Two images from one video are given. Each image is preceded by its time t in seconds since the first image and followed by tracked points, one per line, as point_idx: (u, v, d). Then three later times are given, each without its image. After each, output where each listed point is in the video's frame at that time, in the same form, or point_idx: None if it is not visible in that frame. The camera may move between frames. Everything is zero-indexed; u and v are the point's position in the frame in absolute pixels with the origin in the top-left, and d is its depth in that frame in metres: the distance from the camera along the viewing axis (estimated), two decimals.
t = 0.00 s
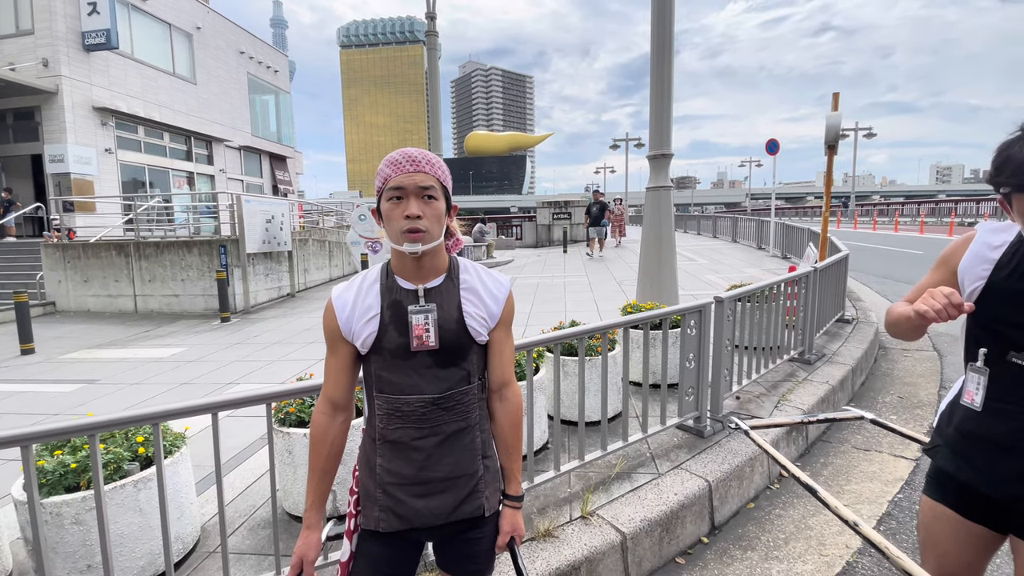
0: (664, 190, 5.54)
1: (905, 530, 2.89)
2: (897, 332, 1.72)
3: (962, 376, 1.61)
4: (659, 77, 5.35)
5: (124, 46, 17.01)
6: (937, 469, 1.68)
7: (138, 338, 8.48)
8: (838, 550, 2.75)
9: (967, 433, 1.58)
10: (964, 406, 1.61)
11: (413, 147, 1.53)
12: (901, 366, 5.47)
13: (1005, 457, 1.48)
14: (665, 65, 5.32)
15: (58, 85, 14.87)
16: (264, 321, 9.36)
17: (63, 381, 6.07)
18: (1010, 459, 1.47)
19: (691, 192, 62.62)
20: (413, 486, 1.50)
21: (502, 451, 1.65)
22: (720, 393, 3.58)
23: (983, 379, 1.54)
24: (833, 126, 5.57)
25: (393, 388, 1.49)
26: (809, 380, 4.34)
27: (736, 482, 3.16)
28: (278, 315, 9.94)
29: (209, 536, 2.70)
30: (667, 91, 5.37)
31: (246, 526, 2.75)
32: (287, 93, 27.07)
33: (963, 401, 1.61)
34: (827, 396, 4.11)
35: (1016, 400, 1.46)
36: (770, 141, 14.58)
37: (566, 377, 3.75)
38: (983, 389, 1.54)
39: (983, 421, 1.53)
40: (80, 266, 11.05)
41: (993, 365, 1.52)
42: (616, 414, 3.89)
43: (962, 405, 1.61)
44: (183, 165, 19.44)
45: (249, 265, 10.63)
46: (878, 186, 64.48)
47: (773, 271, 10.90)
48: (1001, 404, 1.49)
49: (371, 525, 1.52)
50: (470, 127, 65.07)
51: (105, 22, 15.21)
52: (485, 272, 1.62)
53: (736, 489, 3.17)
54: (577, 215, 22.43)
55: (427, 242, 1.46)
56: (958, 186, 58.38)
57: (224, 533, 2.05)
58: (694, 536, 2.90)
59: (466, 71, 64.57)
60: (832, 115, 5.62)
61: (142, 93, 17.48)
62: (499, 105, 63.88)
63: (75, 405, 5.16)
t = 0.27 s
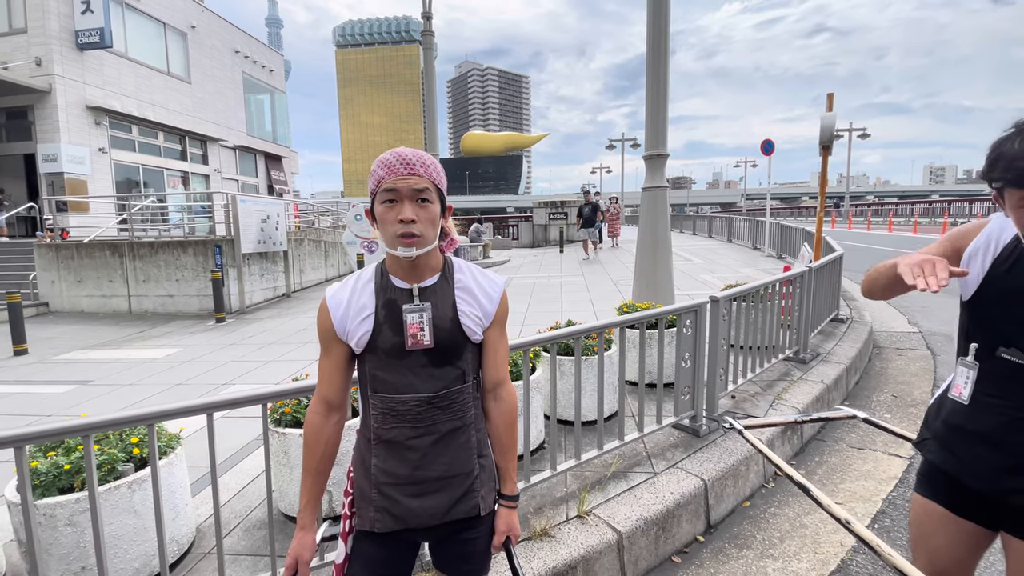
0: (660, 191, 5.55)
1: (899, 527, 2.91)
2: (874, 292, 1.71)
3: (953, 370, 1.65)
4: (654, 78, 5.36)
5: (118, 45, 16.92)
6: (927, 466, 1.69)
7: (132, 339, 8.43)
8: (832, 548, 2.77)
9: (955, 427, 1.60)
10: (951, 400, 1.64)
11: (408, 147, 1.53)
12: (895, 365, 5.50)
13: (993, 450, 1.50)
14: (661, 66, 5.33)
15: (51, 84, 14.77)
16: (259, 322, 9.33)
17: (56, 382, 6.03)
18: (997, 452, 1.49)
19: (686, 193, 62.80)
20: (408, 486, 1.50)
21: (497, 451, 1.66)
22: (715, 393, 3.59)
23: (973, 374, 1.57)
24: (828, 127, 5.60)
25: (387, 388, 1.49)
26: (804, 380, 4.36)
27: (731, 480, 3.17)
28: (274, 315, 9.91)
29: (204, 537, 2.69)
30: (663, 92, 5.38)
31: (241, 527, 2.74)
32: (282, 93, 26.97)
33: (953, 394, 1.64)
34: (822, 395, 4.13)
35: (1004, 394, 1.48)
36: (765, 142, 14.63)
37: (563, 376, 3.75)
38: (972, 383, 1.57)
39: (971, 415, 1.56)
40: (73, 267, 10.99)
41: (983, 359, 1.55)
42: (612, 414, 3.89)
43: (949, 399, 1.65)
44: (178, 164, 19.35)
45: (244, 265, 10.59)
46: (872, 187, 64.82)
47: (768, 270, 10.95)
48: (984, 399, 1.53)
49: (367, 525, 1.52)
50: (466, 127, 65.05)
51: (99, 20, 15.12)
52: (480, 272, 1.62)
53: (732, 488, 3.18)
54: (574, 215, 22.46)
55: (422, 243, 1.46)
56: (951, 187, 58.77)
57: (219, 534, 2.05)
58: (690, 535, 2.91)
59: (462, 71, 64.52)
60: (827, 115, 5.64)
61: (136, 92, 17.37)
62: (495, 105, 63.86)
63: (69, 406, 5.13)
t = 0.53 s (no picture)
0: (657, 191, 5.56)
1: (894, 526, 2.93)
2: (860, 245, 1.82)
3: (938, 363, 1.66)
4: (651, 78, 5.38)
5: (113, 44, 16.84)
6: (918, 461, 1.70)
7: (128, 339, 8.39)
8: (828, 547, 2.78)
9: (939, 421, 1.61)
10: (937, 394, 1.65)
11: (404, 146, 1.53)
12: (890, 364, 5.53)
13: (978, 444, 1.51)
14: (657, 66, 5.34)
15: (45, 83, 14.69)
16: (256, 322, 9.30)
17: (52, 383, 6.00)
18: (982, 444, 1.50)
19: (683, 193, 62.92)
20: (404, 487, 1.50)
21: (494, 451, 1.66)
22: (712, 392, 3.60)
23: (957, 368, 1.58)
24: (823, 127, 5.62)
25: (383, 388, 1.49)
26: (800, 379, 4.37)
27: (728, 480, 3.18)
28: (270, 316, 9.88)
29: (201, 538, 2.69)
30: (659, 92, 5.39)
31: (238, 528, 2.74)
32: (278, 92, 26.90)
33: (936, 388, 1.66)
34: (817, 395, 4.15)
35: (986, 388, 1.49)
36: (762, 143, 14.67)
37: (560, 376, 3.76)
38: (955, 377, 1.58)
39: (955, 409, 1.57)
40: (69, 267, 10.93)
41: (966, 354, 1.56)
42: (610, 414, 3.90)
43: (935, 393, 1.66)
44: (174, 164, 19.28)
45: (240, 265, 10.56)
46: (868, 187, 65.09)
47: (764, 270, 10.99)
48: (968, 392, 1.54)
49: (363, 527, 1.52)
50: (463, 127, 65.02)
51: (94, 19, 15.05)
52: (475, 272, 1.62)
53: (729, 487, 3.19)
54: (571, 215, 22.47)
55: (418, 241, 1.46)
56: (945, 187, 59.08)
57: (215, 536, 2.03)
58: (687, 534, 2.92)
59: (459, 71, 64.48)
60: (822, 116, 5.66)
61: (131, 91, 17.29)
62: (492, 105, 63.83)
63: (64, 407, 5.10)
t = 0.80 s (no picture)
0: (654, 191, 5.56)
1: (890, 524, 2.93)
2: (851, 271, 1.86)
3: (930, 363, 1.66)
4: (648, 78, 5.37)
5: (109, 44, 16.77)
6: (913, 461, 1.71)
7: (123, 340, 8.35)
8: (825, 546, 2.78)
9: (932, 421, 1.61)
10: (929, 394, 1.66)
11: (397, 145, 1.52)
12: (886, 364, 5.55)
13: (972, 443, 1.50)
14: (654, 65, 5.34)
15: (41, 83, 14.62)
16: (253, 322, 9.27)
17: (47, 383, 5.97)
18: (973, 442, 1.50)
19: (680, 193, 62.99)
20: (398, 486, 1.49)
21: (489, 450, 1.66)
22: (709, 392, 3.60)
23: (949, 367, 1.59)
24: (820, 127, 5.62)
25: (377, 386, 1.48)
26: (797, 379, 4.38)
27: (725, 479, 3.18)
28: (267, 316, 9.86)
29: (196, 540, 2.67)
30: (656, 91, 5.39)
31: (234, 528, 2.73)
32: (275, 91, 26.82)
33: (931, 389, 1.66)
34: (814, 394, 4.15)
35: (978, 388, 1.50)
36: (759, 143, 14.68)
37: (558, 376, 3.76)
38: (947, 377, 1.58)
39: (947, 408, 1.57)
40: (64, 267, 10.88)
41: (957, 354, 1.57)
42: (607, 413, 3.89)
43: (928, 393, 1.66)
44: (170, 164, 19.22)
45: (236, 265, 10.52)
46: (864, 187, 65.30)
47: (761, 270, 11.01)
48: (959, 391, 1.54)
49: (356, 525, 1.51)
50: (461, 127, 64.99)
51: (90, 19, 14.98)
52: (470, 270, 1.62)
53: (726, 487, 3.19)
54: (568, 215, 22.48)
55: (412, 239, 1.45)
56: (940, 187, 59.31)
57: (210, 537, 2.02)
58: (684, 534, 2.92)
59: (456, 71, 64.42)
60: (819, 116, 5.67)
61: (127, 90, 17.20)
62: (490, 105, 63.81)
63: (59, 408, 5.07)
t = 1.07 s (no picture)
0: (653, 191, 5.58)
1: (888, 524, 2.94)
2: (862, 307, 1.87)
3: (930, 370, 1.67)
4: (647, 78, 5.38)
5: (107, 43, 16.73)
6: (914, 463, 1.70)
7: (121, 340, 8.33)
8: (824, 546, 2.78)
9: (935, 426, 1.61)
10: (931, 400, 1.66)
11: (397, 144, 1.53)
12: (884, 363, 5.56)
13: (973, 449, 1.51)
14: (653, 66, 5.35)
15: (38, 82, 14.58)
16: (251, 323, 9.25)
17: (44, 384, 5.95)
18: (976, 449, 1.50)
19: (678, 194, 63.03)
20: (393, 485, 1.48)
21: (486, 451, 1.66)
22: (708, 392, 3.61)
23: (948, 373, 1.59)
24: (818, 128, 5.63)
25: (374, 385, 1.48)
26: (796, 378, 4.39)
27: (724, 479, 3.18)
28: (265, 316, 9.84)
29: (194, 541, 2.66)
30: (655, 92, 5.39)
31: (232, 530, 2.72)
32: (273, 91, 26.78)
33: (931, 395, 1.66)
34: (813, 394, 4.16)
35: (978, 393, 1.50)
36: (757, 143, 14.68)
37: (557, 377, 3.76)
38: (947, 383, 1.59)
39: (948, 414, 1.58)
40: (61, 267, 10.85)
41: (957, 360, 1.57)
42: (606, 414, 3.89)
43: (929, 398, 1.66)
44: (167, 164, 19.18)
45: (234, 265, 10.50)
46: (861, 188, 65.43)
47: (759, 270, 11.03)
48: (959, 397, 1.55)
49: (350, 524, 1.50)
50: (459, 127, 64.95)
51: (87, 18, 14.95)
52: (467, 271, 1.63)
53: (725, 487, 3.19)
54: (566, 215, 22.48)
55: (416, 235, 1.45)
56: (937, 187, 59.48)
57: (210, 539, 2.01)
58: (683, 534, 2.92)
59: (455, 71, 64.40)
60: (817, 116, 5.68)
61: (124, 90, 17.15)
62: (488, 105, 63.80)
63: (56, 409, 5.06)
